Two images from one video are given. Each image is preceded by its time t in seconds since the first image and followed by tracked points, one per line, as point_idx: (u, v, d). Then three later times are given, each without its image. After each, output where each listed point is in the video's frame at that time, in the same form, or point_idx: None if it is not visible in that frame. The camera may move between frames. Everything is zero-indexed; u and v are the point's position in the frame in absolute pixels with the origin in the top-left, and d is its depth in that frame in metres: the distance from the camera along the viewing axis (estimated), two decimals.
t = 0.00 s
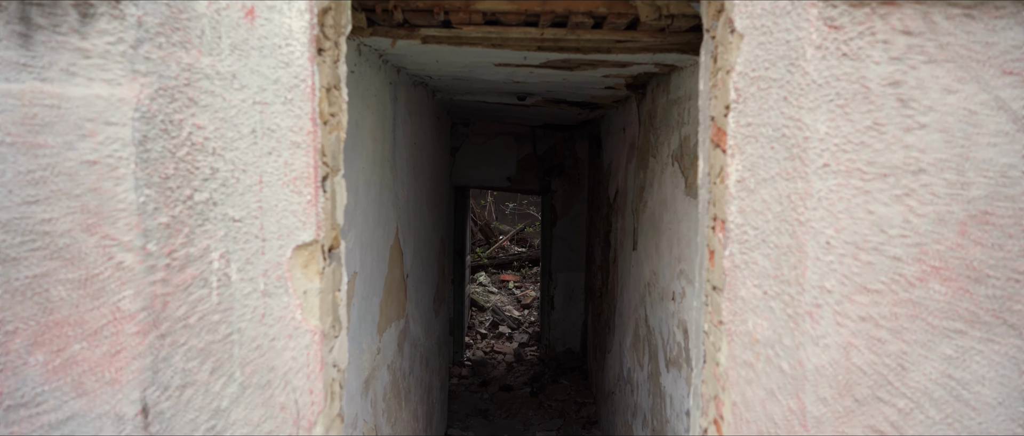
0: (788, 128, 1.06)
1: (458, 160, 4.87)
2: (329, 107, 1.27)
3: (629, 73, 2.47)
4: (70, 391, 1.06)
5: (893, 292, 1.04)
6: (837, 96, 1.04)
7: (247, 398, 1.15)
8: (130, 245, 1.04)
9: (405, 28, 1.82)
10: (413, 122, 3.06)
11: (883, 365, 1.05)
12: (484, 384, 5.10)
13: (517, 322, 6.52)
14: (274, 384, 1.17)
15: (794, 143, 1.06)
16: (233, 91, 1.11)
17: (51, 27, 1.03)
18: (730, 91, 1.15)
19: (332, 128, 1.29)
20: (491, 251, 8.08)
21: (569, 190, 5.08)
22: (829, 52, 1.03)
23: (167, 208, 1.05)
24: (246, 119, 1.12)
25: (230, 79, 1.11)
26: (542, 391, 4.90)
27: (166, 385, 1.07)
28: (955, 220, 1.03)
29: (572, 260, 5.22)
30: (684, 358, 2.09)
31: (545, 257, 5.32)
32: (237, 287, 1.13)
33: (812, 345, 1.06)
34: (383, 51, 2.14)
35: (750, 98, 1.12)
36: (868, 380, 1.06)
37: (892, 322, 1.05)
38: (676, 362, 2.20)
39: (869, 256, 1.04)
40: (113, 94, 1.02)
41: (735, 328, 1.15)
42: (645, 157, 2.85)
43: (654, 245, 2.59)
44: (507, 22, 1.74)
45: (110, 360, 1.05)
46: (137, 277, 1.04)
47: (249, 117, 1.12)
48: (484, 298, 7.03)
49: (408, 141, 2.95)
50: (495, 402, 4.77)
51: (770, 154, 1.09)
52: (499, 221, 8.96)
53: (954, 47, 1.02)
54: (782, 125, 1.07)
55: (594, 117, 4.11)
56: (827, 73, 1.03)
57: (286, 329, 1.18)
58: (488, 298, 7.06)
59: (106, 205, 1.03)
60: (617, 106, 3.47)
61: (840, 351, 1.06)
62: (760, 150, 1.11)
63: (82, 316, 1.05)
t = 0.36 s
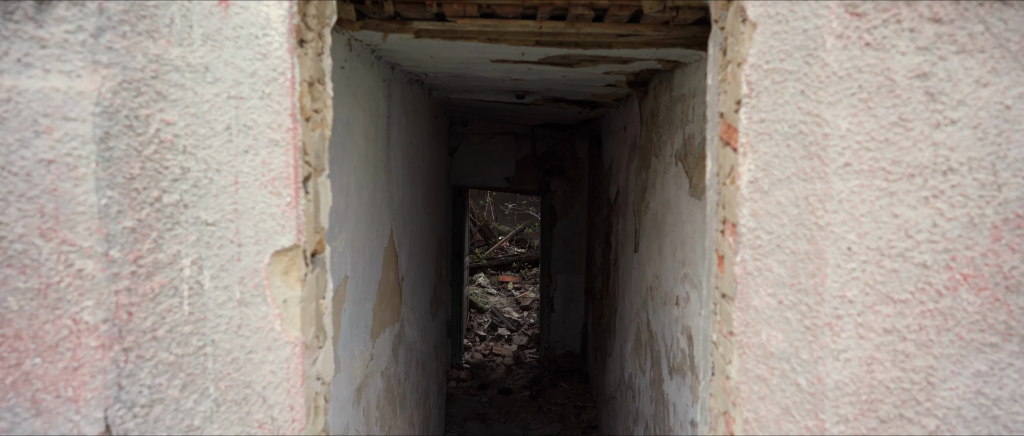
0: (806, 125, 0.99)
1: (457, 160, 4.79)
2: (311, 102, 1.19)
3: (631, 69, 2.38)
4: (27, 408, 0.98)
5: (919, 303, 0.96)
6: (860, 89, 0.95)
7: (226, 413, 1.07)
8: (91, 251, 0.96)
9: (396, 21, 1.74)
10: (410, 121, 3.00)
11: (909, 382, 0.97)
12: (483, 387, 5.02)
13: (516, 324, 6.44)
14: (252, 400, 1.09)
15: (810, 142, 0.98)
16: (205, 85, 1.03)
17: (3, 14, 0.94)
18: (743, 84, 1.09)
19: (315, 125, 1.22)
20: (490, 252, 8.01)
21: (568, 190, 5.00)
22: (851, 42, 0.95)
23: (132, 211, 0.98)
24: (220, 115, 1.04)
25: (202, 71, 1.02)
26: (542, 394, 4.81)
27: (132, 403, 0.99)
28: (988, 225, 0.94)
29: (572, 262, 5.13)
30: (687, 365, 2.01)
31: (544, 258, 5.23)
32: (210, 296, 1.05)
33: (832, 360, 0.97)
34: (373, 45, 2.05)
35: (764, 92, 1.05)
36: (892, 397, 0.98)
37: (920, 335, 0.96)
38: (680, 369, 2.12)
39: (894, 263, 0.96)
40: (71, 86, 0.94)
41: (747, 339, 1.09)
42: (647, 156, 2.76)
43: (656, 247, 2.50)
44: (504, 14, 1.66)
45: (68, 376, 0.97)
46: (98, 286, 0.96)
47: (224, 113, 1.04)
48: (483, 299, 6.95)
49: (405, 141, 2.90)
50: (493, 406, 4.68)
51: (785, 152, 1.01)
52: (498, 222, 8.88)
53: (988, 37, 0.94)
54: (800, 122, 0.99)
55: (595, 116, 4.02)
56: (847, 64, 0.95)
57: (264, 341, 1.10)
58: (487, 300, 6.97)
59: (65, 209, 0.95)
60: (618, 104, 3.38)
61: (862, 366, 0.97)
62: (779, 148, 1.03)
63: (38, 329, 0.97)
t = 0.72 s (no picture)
0: (826, 120, 0.91)
1: (455, 160, 4.71)
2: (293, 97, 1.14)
3: (633, 65, 2.31)
4: None
5: (951, 316, 0.88)
6: (885, 81, 0.87)
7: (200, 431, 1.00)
8: (49, 258, 0.85)
9: (389, 14, 1.68)
10: (407, 121, 2.94)
11: (939, 399, 0.89)
12: (482, 390, 4.94)
13: (516, 326, 6.36)
14: (226, 416, 1.03)
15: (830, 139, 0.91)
16: (175, 77, 0.95)
17: None
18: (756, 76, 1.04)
19: (297, 121, 1.16)
20: (489, 253, 7.93)
21: (568, 191, 4.92)
22: (874, 30, 0.87)
23: (94, 213, 0.87)
24: (191, 110, 0.97)
25: (172, 62, 0.94)
26: (542, 398, 4.74)
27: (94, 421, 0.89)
28: None
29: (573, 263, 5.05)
30: (693, 373, 1.93)
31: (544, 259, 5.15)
32: (183, 304, 0.97)
33: (855, 375, 0.90)
34: (366, 40, 1.98)
35: (780, 85, 0.99)
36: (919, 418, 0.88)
37: (951, 350, 0.88)
38: (685, 377, 2.04)
39: (922, 270, 0.88)
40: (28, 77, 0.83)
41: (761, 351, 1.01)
42: (649, 155, 2.69)
43: (659, 249, 2.43)
44: (502, 7, 1.60)
45: (22, 393, 0.86)
46: (58, 295, 0.86)
47: (196, 108, 0.97)
48: (482, 301, 6.87)
49: (402, 141, 2.85)
50: (492, 409, 4.61)
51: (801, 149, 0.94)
52: (497, 222, 8.80)
53: None
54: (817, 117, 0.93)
55: (595, 115, 3.95)
56: (872, 54, 0.87)
57: (240, 353, 1.05)
58: (486, 301, 6.90)
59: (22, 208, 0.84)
60: (620, 103, 3.31)
61: (888, 383, 0.89)
62: (796, 145, 0.96)
63: None
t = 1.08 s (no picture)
0: (848, 112, 0.83)
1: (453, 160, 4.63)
2: (271, 90, 1.03)
3: (635, 61, 2.23)
4: None
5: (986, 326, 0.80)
6: (913, 69, 0.80)
7: None
8: None
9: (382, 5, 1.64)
10: (402, 119, 2.87)
11: (972, 418, 0.81)
12: (480, 393, 4.86)
13: (515, 327, 6.28)
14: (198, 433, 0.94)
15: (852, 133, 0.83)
16: (140, 66, 0.88)
17: None
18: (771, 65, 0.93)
19: (277, 116, 1.06)
20: (488, 254, 7.85)
21: (568, 191, 4.84)
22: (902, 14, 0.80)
23: (48, 215, 0.84)
24: (156, 102, 0.89)
25: (135, 52, 0.87)
26: (541, 401, 4.66)
27: None
28: None
29: (573, 264, 4.97)
30: (697, 380, 1.86)
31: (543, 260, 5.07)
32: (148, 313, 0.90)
33: (880, 392, 0.82)
34: (356, 33, 1.90)
35: (796, 75, 0.89)
36: None
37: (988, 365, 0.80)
38: (689, 383, 1.96)
39: (954, 276, 0.80)
40: None
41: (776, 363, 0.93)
42: (651, 154, 2.61)
43: (661, 250, 2.35)
44: None
45: None
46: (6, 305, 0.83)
47: (162, 100, 0.89)
48: (481, 302, 6.79)
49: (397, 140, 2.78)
50: (490, 413, 4.53)
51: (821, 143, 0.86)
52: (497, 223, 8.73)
53: None
54: (838, 109, 0.84)
55: (596, 113, 3.87)
56: (899, 39, 0.80)
57: (213, 366, 0.94)
58: (485, 303, 6.82)
59: None
60: (621, 100, 3.23)
61: (917, 400, 0.82)
62: (815, 139, 0.87)
63: None
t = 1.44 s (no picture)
0: (878, 103, 0.75)
1: (451, 160, 4.56)
2: (245, 80, 0.96)
3: (637, 56, 2.15)
4: None
5: None
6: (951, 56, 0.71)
7: None
8: None
9: None
10: (398, 118, 2.79)
11: None
12: (479, 396, 4.78)
13: (514, 329, 6.20)
14: None
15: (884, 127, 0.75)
16: (97, 53, 0.78)
17: None
18: (791, 53, 0.87)
19: (253, 109, 0.99)
20: (488, 255, 7.79)
21: (568, 191, 4.76)
22: None
23: None
24: (117, 94, 0.79)
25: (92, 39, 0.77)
26: (541, 404, 4.57)
27: None
28: None
29: (573, 265, 4.88)
30: (703, 387, 1.78)
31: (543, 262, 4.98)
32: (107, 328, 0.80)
33: (913, 412, 0.74)
34: (347, 25, 1.82)
35: (819, 62, 0.82)
36: None
37: None
38: (694, 391, 1.89)
39: (999, 285, 0.69)
40: None
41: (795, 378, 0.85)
42: (654, 152, 2.53)
43: (665, 252, 2.27)
44: None
45: None
46: None
47: (123, 90, 0.80)
48: (480, 304, 6.71)
49: (392, 138, 2.70)
50: (489, 417, 4.45)
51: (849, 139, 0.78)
52: (496, 223, 8.66)
53: None
54: (867, 99, 0.77)
55: (596, 111, 3.79)
56: (937, 22, 0.72)
57: (179, 381, 0.87)
58: (484, 304, 6.75)
59: None
60: (622, 98, 3.15)
61: (956, 424, 0.72)
62: (839, 133, 0.80)
63: None
